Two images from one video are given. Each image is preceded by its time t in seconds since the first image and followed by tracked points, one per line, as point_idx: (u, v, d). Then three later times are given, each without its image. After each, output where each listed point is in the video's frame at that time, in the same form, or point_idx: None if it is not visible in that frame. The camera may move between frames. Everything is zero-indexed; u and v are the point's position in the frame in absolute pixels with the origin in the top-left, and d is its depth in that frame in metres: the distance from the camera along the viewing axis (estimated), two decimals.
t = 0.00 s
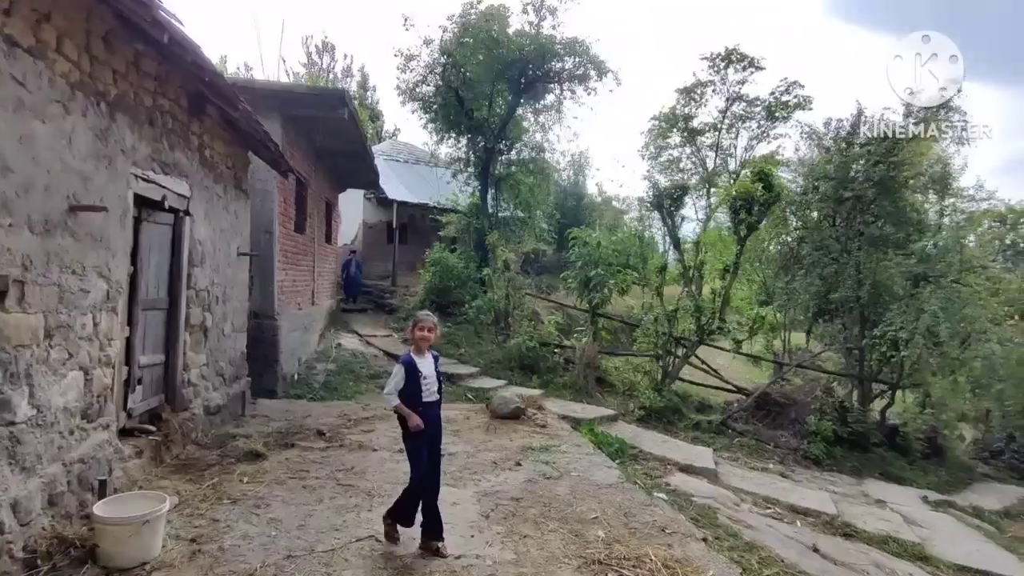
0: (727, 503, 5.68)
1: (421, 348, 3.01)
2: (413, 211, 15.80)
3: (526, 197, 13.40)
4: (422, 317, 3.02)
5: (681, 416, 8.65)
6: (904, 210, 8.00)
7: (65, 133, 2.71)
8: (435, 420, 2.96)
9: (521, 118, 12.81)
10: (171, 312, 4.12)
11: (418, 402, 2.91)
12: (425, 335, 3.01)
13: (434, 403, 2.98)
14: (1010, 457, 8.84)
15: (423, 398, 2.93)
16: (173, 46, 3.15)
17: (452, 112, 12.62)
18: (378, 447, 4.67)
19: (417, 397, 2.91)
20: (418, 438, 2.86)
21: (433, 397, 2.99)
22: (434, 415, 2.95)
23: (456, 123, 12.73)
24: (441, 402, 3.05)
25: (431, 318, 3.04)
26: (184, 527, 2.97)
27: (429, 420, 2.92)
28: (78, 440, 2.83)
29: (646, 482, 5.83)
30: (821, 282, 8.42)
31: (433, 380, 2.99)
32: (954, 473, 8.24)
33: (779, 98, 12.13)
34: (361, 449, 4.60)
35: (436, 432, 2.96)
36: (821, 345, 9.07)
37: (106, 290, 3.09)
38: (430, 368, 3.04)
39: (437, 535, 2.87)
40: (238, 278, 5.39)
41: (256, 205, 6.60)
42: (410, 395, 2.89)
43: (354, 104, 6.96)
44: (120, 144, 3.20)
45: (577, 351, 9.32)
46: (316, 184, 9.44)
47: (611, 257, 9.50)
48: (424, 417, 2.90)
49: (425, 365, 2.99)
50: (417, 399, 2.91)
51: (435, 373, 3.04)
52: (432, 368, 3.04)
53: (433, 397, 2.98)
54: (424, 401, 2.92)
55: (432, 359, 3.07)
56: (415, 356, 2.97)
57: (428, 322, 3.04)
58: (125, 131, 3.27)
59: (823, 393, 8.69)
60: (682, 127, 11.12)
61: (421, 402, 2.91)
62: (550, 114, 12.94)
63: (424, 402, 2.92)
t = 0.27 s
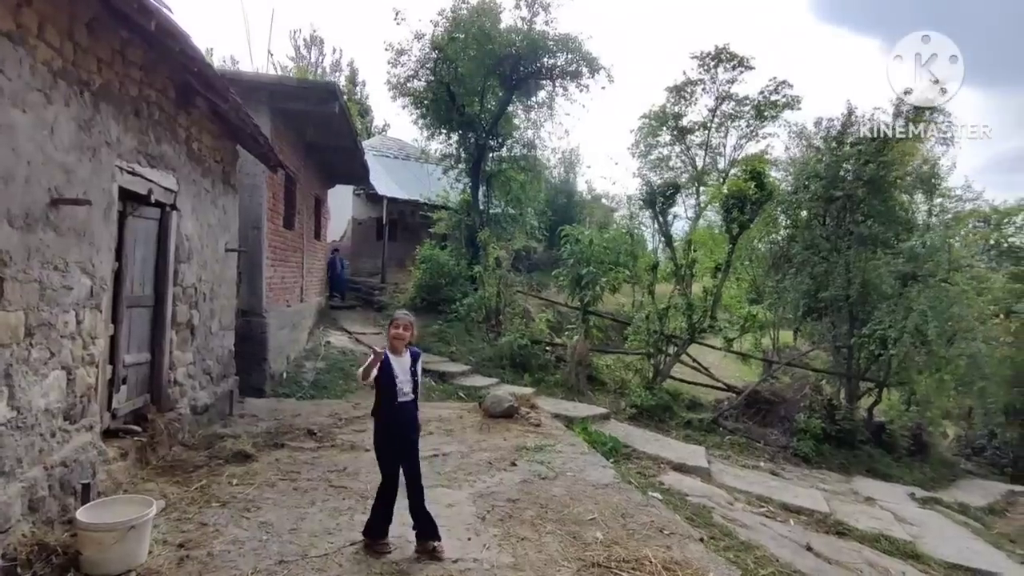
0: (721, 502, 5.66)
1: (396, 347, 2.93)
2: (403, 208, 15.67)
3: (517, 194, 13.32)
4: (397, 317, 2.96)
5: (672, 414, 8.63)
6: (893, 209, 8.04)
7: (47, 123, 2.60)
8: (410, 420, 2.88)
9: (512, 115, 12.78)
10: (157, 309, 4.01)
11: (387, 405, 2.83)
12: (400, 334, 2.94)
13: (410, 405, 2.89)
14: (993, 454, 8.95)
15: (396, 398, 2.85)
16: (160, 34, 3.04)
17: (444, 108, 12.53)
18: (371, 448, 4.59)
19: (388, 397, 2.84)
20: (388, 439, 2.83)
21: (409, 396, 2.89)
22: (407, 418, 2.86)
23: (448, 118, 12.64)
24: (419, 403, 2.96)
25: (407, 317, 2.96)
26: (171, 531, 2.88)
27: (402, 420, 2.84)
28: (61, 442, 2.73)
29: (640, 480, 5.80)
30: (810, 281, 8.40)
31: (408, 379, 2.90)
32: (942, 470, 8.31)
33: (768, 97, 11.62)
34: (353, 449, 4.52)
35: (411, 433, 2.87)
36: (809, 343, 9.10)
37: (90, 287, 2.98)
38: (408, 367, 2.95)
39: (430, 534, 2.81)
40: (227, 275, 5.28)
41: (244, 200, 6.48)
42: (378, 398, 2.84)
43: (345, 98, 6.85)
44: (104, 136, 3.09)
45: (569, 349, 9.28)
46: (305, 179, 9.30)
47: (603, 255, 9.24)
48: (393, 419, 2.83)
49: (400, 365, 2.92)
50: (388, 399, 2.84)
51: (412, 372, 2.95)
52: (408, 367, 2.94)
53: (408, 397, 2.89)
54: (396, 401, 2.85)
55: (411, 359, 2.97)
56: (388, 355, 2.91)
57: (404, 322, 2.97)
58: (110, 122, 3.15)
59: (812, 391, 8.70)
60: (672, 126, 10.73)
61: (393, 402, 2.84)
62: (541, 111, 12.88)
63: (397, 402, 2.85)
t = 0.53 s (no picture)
0: (724, 502, 5.61)
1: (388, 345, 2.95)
2: (402, 206, 15.58)
3: (517, 192, 13.24)
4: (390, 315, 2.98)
5: (672, 413, 8.58)
6: (893, 207, 8.00)
7: (40, 116, 2.53)
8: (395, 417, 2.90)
9: (511, 113, 12.71)
10: (153, 308, 3.94)
11: (373, 401, 2.85)
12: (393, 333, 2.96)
13: (394, 403, 2.91)
14: (991, 451, 8.93)
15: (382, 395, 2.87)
16: (156, 26, 2.97)
17: (443, 107, 12.47)
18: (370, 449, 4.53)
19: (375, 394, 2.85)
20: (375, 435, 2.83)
21: (394, 395, 2.92)
22: (392, 416, 2.88)
23: (447, 116, 12.57)
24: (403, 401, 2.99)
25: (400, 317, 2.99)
26: (168, 536, 2.81)
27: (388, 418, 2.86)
28: (54, 445, 2.66)
29: (643, 480, 5.75)
30: (811, 279, 8.35)
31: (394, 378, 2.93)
32: (943, 469, 8.28)
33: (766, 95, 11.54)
34: (352, 450, 4.45)
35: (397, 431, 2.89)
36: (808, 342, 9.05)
37: (84, 285, 2.91)
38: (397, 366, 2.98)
39: (414, 521, 2.99)
40: (224, 273, 5.21)
41: (242, 198, 6.40)
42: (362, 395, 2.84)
43: (344, 95, 6.77)
44: (99, 130, 3.02)
45: (568, 348, 9.21)
46: (303, 177, 9.22)
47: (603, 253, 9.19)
48: (379, 416, 2.84)
49: (390, 363, 2.94)
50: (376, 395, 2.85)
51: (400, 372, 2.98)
52: (398, 367, 2.97)
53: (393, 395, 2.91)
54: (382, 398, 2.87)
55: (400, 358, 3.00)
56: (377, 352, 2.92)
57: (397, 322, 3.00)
58: (104, 117, 3.08)
59: (811, 389, 8.64)
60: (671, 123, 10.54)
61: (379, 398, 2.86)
62: (540, 109, 12.82)
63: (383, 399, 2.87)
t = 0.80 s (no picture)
0: (730, 506, 5.53)
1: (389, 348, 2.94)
2: (402, 208, 15.51)
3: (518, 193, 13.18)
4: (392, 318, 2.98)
5: (676, 414, 8.50)
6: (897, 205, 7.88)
7: (28, 118, 2.47)
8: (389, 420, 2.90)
9: (511, 114, 12.67)
10: (148, 314, 3.87)
11: (372, 403, 2.82)
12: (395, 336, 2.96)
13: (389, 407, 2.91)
14: (996, 450, 8.86)
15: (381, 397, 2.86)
16: (149, 25, 2.90)
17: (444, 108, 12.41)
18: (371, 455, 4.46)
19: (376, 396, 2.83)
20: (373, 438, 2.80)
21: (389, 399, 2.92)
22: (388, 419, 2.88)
23: (448, 118, 12.52)
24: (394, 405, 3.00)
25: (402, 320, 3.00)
26: (163, 548, 2.74)
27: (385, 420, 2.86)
28: (46, 457, 2.59)
29: (648, 484, 5.66)
30: (814, 279, 8.27)
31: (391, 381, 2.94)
32: (951, 469, 8.19)
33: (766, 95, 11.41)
34: (354, 456, 4.38)
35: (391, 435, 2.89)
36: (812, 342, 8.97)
37: (77, 291, 2.84)
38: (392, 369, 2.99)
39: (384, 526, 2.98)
40: (223, 278, 5.15)
41: (241, 202, 6.34)
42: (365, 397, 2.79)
43: (343, 96, 6.70)
44: (91, 133, 2.96)
45: (570, 349, 9.12)
46: (302, 180, 9.16)
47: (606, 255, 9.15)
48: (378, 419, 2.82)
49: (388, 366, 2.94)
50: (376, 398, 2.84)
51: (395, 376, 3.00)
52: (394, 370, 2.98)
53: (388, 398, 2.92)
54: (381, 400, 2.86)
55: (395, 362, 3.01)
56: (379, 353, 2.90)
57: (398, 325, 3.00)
58: (97, 118, 3.01)
59: (816, 390, 8.55)
60: (671, 123, 10.46)
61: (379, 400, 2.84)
62: (541, 110, 12.76)
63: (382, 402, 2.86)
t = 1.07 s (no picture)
0: (735, 511, 5.43)
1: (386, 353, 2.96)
2: (401, 211, 15.44)
3: (517, 196, 13.10)
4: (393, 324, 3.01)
5: (678, 418, 8.40)
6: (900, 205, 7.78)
7: (7, 120, 2.38)
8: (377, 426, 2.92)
9: (510, 116, 12.59)
10: (139, 321, 3.79)
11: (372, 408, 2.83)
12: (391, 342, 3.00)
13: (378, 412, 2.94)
14: (999, 450, 8.79)
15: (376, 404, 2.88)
16: (135, 24, 2.82)
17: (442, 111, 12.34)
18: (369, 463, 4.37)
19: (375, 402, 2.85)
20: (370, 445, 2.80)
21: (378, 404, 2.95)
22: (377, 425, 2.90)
23: (446, 120, 12.45)
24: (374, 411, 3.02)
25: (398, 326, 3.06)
26: (152, 564, 2.65)
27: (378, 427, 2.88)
28: (28, 470, 2.51)
29: (651, 490, 5.57)
30: (817, 280, 8.14)
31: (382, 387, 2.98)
32: (957, 471, 8.10)
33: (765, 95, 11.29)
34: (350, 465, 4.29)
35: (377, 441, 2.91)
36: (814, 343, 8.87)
37: (61, 298, 2.76)
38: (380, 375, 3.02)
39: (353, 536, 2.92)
40: (217, 283, 5.07)
41: (236, 206, 6.26)
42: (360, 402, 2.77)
43: (340, 98, 6.63)
44: (76, 135, 2.88)
45: (571, 352, 9.01)
46: (299, 183, 9.08)
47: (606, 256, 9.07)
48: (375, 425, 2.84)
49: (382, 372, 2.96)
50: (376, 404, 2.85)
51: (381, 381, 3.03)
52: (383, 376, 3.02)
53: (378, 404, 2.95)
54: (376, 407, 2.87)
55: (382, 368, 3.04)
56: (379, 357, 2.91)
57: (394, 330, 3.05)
58: (82, 120, 2.93)
59: (819, 391, 8.45)
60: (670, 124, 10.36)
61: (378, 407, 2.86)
62: (539, 111, 12.70)
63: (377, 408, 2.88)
